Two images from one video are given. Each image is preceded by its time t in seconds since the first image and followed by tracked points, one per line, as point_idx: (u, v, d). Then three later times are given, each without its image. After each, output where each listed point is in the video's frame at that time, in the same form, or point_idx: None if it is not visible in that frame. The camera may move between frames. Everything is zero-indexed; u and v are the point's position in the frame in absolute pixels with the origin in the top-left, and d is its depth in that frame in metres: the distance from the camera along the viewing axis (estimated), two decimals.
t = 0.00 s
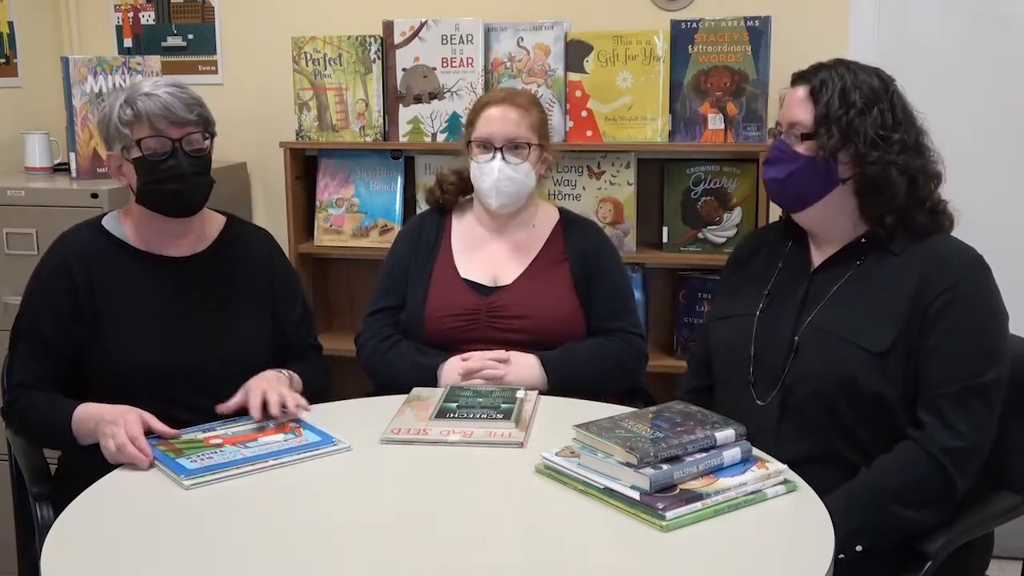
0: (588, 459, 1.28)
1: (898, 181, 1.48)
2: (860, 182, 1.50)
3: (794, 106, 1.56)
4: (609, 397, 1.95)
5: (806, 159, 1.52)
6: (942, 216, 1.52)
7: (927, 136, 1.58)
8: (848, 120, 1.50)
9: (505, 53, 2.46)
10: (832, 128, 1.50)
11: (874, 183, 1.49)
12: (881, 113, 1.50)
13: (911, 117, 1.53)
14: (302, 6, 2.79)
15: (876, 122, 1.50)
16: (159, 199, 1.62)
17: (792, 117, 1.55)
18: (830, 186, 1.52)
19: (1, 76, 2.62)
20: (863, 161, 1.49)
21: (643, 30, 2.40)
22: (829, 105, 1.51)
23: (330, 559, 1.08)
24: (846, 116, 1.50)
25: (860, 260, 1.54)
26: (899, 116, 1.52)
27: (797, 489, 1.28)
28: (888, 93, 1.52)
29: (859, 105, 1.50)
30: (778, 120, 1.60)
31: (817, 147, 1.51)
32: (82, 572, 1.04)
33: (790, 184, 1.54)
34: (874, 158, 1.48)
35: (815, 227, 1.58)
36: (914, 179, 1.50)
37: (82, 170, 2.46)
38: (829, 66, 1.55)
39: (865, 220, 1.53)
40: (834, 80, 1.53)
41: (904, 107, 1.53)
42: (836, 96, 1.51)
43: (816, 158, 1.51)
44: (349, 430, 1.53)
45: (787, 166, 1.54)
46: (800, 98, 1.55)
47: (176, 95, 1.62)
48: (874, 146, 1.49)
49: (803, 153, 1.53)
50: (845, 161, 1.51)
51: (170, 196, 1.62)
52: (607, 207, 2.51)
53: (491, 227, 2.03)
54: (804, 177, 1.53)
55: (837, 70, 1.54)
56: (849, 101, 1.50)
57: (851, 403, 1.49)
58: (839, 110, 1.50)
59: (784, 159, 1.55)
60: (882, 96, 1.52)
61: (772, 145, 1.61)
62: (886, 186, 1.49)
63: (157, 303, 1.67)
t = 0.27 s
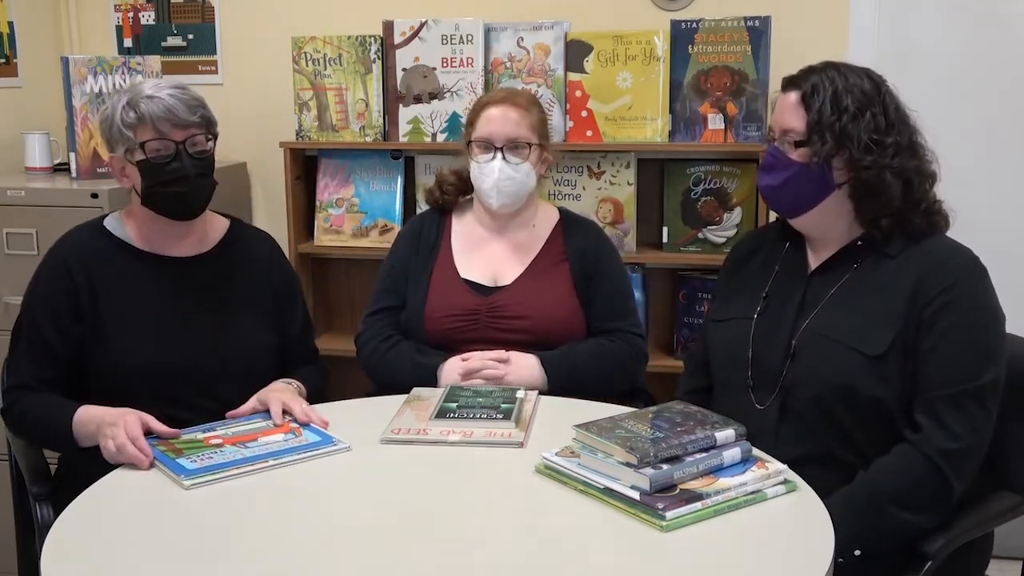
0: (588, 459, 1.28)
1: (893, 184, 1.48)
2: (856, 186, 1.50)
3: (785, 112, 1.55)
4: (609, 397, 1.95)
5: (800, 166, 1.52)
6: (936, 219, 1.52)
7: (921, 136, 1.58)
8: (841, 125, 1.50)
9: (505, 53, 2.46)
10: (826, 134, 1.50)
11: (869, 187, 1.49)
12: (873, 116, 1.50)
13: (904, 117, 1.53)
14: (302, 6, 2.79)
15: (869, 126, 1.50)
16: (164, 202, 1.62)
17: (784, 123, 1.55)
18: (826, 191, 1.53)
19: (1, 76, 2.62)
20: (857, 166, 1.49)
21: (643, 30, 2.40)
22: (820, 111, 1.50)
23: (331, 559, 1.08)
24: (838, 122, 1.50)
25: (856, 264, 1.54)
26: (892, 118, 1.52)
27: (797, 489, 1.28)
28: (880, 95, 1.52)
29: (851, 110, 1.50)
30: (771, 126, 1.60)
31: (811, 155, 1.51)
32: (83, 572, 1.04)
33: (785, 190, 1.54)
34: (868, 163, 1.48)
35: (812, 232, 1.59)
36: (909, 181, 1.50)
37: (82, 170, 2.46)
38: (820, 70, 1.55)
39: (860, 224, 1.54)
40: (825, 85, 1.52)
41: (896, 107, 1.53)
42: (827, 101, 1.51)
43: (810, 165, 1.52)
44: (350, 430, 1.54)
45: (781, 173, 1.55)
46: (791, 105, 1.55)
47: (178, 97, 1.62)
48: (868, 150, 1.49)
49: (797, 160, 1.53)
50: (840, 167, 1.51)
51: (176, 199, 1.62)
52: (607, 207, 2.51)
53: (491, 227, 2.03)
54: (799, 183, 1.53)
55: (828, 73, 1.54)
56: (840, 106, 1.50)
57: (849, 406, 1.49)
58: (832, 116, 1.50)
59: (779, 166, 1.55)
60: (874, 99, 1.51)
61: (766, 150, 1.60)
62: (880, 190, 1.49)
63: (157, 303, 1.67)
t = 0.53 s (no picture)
0: (588, 460, 1.28)
1: (893, 183, 1.47)
2: (856, 184, 1.50)
3: (785, 112, 1.56)
4: (609, 397, 1.95)
5: (800, 165, 1.52)
6: (939, 213, 1.52)
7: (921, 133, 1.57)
8: (841, 125, 1.49)
9: (505, 53, 2.46)
10: (825, 134, 1.50)
11: (869, 186, 1.49)
12: (873, 115, 1.50)
13: (904, 115, 1.53)
14: (302, 6, 2.79)
15: (869, 124, 1.49)
16: (176, 204, 1.62)
17: (784, 123, 1.55)
18: (826, 191, 1.52)
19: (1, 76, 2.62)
20: (857, 165, 1.48)
21: (642, 30, 2.40)
22: (820, 111, 1.50)
23: (331, 559, 1.08)
24: (838, 121, 1.49)
25: (859, 263, 1.55)
26: (892, 116, 1.51)
27: (797, 489, 1.28)
28: (879, 93, 1.52)
29: (850, 109, 1.49)
30: (772, 127, 1.60)
31: (811, 154, 1.51)
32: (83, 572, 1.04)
33: (786, 190, 1.54)
34: (868, 161, 1.48)
35: (812, 231, 1.59)
36: (909, 180, 1.50)
37: (83, 170, 2.46)
38: (819, 70, 1.55)
39: (863, 222, 1.54)
40: (825, 84, 1.52)
41: (896, 105, 1.52)
42: (826, 101, 1.50)
43: (810, 165, 1.51)
44: (350, 430, 1.54)
45: (782, 173, 1.55)
46: (791, 104, 1.55)
47: (189, 99, 1.63)
48: (868, 148, 1.49)
49: (797, 159, 1.53)
50: (840, 166, 1.51)
51: (187, 200, 1.63)
52: (607, 207, 2.51)
53: (491, 228, 2.03)
54: (799, 184, 1.53)
55: (827, 73, 1.53)
56: (839, 105, 1.50)
57: (852, 405, 1.49)
58: (831, 116, 1.50)
59: (780, 166, 1.55)
60: (874, 98, 1.51)
61: (766, 151, 1.60)
62: (881, 190, 1.49)
63: (160, 304, 1.67)
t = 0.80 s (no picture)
0: (588, 459, 1.28)
1: (895, 183, 1.47)
2: (857, 184, 1.50)
3: (788, 111, 1.56)
4: (609, 397, 1.95)
5: (802, 164, 1.52)
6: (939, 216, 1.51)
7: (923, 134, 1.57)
8: (843, 124, 1.49)
9: (505, 53, 2.46)
10: (827, 133, 1.50)
11: (870, 186, 1.49)
12: (875, 115, 1.50)
13: (906, 116, 1.53)
14: (302, 6, 2.79)
15: (871, 124, 1.49)
16: (177, 205, 1.63)
17: (786, 122, 1.55)
18: (827, 191, 1.53)
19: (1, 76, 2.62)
20: (859, 165, 1.49)
21: (643, 30, 2.40)
22: (823, 110, 1.50)
23: (331, 559, 1.08)
24: (840, 120, 1.49)
25: (859, 262, 1.55)
26: (894, 117, 1.51)
27: (798, 489, 1.28)
28: (883, 93, 1.52)
29: (853, 108, 1.49)
30: (773, 125, 1.61)
31: (813, 153, 1.51)
32: (83, 572, 1.04)
33: (787, 189, 1.54)
34: (869, 162, 1.48)
35: (812, 230, 1.59)
36: (911, 180, 1.50)
37: (83, 170, 2.46)
38: (822, 69, 1.55)
39: (863, 222, 1.54)
40: (828, 84, 1.52)
41: (899, 106, 1.52)
42: (828, 100, 1.50)
43: (812, 164, 1.51)
44: (350, 430, 1.54)
45: (783, 172, 1.55)
46: (795, 102, 1.55)
47: (193, 101, 1.63)
48: (870, 149, 1.49)
49: (799, 158, 1.53)
50: (842, 166, 1.50)
51: (188, 202, 1.63)
52: (607, 207, 2.51)
53: (491, 227, 2.03)
54: (801, 184, 1.53)
55: (830, 72, 1.53)
56: (842, 105, 1.50)
57: (851, 405, 1.49)
58: (833, 115, 1.50)
59: (781, 164, 1.55)
60: (877, 97, 1.51)
61: (768, 150, 1.61)
62: (882, 190, 1.48)
63: (159, 304, 1.67)
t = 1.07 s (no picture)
0: (588, 459, 1.28)
1: (897, 183, 1.47)
2: (858, 183, 1.50)
3: (790, 109, 1.56)
4: (609, 397, 1.95)
5: (804, 162, 1.52)
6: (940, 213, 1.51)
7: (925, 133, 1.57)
8: (845, 123, 1.49)
9: (505, 53, 2.46)
10: (830, 132, 1.50)
11: (872, 186, 1.49)
12: (877, 114, 1.50)
13: (908, 116, 1.53)
14: (302, 6, 2.79)
15: (873, 124, 1.49)
16: (178, 202, 1.63)
17: (788, 121, 1.56)
18: (828, 192, 1.53)
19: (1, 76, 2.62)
20: (861, 164, 1.48)
21: (643, 30, 2.39)
22: (825, 109, 1.50)
23: (331, 559, 1.08)
24: (843, 119, 1.49)
25: (861, 260, 1.55)
26: (896, 116, 1.51)
27: (797, 489, 1.28)
28: (885, 93, 1.51)
29: (855, 107, 1.49)
30: (774, 125, 1.61)
31: (815, 152, 1.51)
32: (83, 572, 1.04)
33: (789, 188, 1.55)
34: (872, 160, 1.48)
35: (813, 229, 1.59)
36: (913, 179, 1.50)
37: (83, 170, 2.46)
38: (824, 68, 1.55)
39: (866, 220, 1.54)
40: (830, 83, 1.52)
41: (901, 105, 1.52)
42: (831, 99, 1.50)
43: (814, 163, 1.51)
44: (349, 430, 1.54)
45: (787, 171, 1.54)
46: (797, 102, 1.55)
47: (197, 100, 1.65)
48: (872, 147, 1.49)
49: (801, 156, 1.53)
50: (844, 164, 1.50)
51: (188, 200, 1.63)
52: (607, 207, 2.51)
53: (490, 228, 2.03)
54: (803, 182, 1.53)
55: (832, 71, 1.53)
56: (844, 104, 1.50)
57: (854, 402, 1.49)
58: (836, 113, 1.50)
59: (783, 163, 1.55)
60: (879, 97, 1.51)
61: (769, 149, 1.61)
62: (884, 189, 1.48)
63: (157, 304, 1.67)
